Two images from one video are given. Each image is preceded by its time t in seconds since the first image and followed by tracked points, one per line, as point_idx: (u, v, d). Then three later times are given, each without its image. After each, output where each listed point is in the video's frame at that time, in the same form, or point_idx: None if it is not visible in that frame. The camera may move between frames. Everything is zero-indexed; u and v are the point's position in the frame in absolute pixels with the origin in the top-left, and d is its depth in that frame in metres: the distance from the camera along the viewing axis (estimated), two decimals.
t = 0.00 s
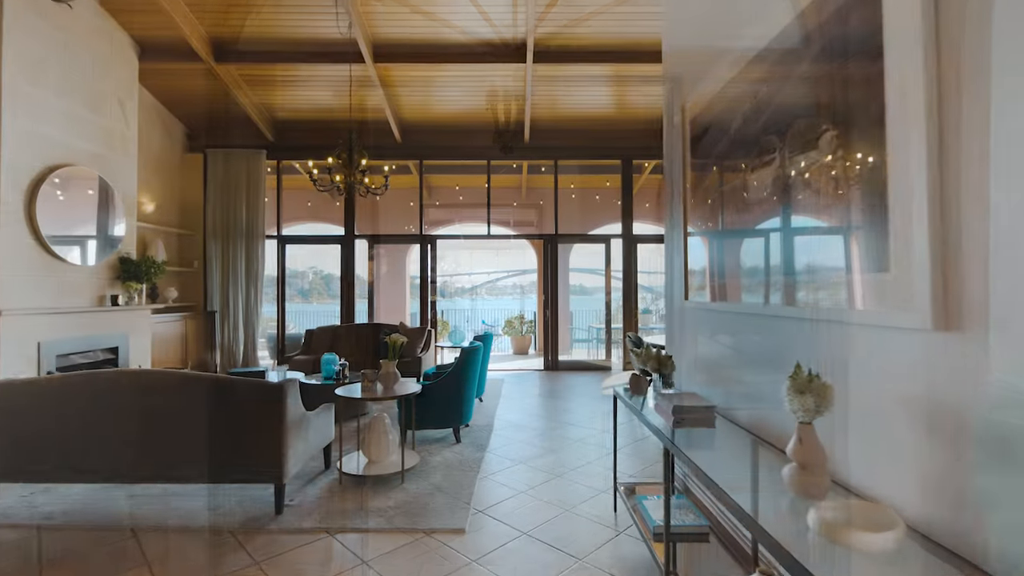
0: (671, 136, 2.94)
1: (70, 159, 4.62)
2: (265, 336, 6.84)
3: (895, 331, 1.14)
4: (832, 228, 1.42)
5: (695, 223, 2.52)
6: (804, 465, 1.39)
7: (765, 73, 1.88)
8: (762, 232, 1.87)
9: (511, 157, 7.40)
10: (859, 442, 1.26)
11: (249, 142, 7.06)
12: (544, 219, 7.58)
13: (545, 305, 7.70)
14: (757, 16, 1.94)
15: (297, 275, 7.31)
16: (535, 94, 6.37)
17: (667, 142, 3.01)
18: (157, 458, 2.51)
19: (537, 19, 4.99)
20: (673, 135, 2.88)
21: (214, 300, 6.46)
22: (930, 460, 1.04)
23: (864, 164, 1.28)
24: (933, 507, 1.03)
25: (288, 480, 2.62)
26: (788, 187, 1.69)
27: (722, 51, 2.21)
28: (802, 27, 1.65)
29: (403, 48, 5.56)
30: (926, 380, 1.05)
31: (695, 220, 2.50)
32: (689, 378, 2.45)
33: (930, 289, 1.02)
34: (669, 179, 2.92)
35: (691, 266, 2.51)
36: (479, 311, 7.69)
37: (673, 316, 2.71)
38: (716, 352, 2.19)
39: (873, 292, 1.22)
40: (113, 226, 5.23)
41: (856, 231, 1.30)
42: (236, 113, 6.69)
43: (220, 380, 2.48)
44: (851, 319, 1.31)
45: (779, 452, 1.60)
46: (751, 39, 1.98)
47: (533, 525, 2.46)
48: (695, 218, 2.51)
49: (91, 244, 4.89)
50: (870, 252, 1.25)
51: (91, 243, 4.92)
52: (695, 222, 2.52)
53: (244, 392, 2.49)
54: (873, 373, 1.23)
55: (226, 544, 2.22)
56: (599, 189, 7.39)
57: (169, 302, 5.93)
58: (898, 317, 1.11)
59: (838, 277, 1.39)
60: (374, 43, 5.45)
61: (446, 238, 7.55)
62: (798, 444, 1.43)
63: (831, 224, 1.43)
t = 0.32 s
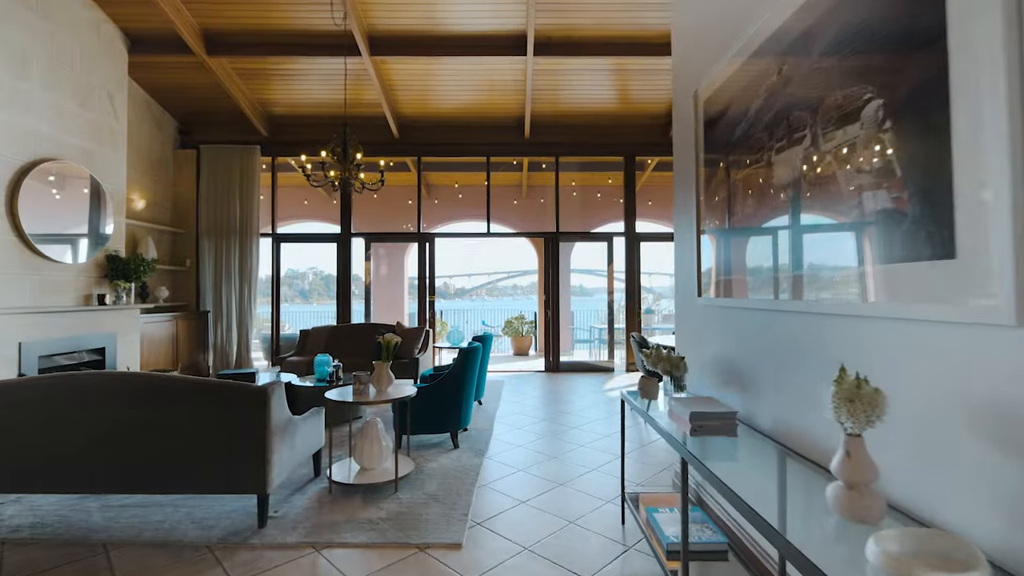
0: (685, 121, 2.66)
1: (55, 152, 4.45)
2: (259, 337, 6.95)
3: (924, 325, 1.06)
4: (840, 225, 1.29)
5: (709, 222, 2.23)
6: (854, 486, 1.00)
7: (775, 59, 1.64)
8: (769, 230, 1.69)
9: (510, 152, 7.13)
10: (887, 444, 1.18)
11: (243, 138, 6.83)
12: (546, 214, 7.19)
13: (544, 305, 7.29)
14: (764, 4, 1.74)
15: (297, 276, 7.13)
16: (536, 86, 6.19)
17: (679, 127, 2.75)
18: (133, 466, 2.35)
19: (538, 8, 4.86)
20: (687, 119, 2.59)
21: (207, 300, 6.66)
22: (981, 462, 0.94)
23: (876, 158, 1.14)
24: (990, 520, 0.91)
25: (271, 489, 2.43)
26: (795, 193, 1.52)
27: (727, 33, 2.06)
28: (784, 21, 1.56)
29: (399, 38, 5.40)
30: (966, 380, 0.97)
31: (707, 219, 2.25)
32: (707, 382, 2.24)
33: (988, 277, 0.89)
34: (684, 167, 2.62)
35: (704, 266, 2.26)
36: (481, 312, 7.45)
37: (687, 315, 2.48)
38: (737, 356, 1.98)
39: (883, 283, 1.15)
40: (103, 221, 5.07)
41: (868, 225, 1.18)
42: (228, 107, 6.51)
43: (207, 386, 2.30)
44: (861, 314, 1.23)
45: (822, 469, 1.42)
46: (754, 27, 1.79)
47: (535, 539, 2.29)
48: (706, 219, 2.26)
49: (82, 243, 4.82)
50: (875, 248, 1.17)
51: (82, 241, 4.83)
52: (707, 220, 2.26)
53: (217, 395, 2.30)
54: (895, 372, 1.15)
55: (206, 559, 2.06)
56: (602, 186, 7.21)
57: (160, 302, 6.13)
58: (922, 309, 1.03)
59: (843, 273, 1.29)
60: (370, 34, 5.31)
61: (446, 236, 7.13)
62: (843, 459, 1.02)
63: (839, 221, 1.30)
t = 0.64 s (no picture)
0: (696, 107, 2.43)
1: (39, 146, 4.28)
2: (253, 339, 6.79)
3: (935, 321, 1.02)
4: (848, 222, 1.26)
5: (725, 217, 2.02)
6: (925, 520, 0.82)
7: (798, 36, 1.48)
8: (776, 229, 1.62)
9: (510, 149, 6.96)
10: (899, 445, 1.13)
11: (236, 135, 6.66)
12: (547, 213, 7.03)
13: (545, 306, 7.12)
14: None
15: (297, 276, 6.94)
16: (536, 80, 6.02)
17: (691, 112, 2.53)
18: (106, 477, 2.18)
19: None
20: (700, 105, 2.38)
21: (199, 300, 6.50)
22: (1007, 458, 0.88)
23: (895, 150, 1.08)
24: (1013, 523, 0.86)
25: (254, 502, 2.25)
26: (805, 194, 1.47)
27: (741, 8, 1.90)
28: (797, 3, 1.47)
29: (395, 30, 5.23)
30: (987, 379, 0.92)
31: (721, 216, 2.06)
32: (724, 389, 2.05)
33: None
34: (696, 156, 2.41)
35: (722, 263, 2.03)
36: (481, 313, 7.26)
37: (699, 316, 2.30)
38: (759, 360, 1.80)
39: (894, 279, 1.11)
40: (94, 221, 4.93)
41: (881, 221, 1.14)
42: (220, 102, 6.34)
43: (186, 391, 2.13)
44: (869, 311, 1.19)
45: (857, 484, 1.26)
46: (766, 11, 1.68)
47: (538, 557, 2.11)
48: (720, 218, 2.07)
49: (75, 244, 4.74)
50: (881, 246, 1.14)
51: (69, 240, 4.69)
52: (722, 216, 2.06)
53: (195, 401, 2.13)
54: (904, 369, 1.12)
55: None
56: (604, 184, 7.05)
57: (150, 302, 5.97)
58: (934, 304, 0.99)
59: (847, 273, 1.27)
60: (365, 26, 5.14)
61: (445, 234, 6.96)
62: (912, 487, 0.85)
63: (844, 218, 1.27)
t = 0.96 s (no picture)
0: (711, 96, 2.25)
1: (22, 141, 4.11)
2: (247, 340, 6.63)
3: (942, 323, 1.00)
4: (857, 222, 1.23)
5: (745, 209, 1.84)
6: None
7: (827, 13, 1.33)
8: (785, 228, 1.57)
9: (510, 146, 6.80)
10: (909, 448, 1.10)
11: (229, 131, 6.50)
12: (547, 212, 6.87)
13: (547, 306, 6.96)
14: None
15: (297, 277, 6.77)
16: (537, 75, 5.87)
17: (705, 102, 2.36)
18: (74, 492, 2.01)
19: None
20: (714, 93, 2.21)
21: (191, 300, 6.34)
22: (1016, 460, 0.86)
23: (912, 146, 1.03)
24: None
25: (233, 520, 2.08)
26: (814, 195, 1.43)
27: None
28: None
29: (392, 22, 5.06)
30: (1009, 383, 0.87)
31: (739, 209, 1.88)
32: (745, 401, 1.87)
33: None
34: (712, 151, 2.22)
35: (744, 263, 1.85)
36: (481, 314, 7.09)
37: (714, 321, 2.14)
38: (786, 369, 1.62)
39: (903, 280, 1.08)
40: (84, 217, 4.82)
41: (893, 221, 1.11)
42: (212, 97, 6.18)
43: (157, 398, 1.96)
44: (877, 312, 1.17)
45: (908, 513, 1.08)
46: None
47: None
48: (737, 216, 1.89)
49: (64, 241, 4.62)
50: (891, 246, 1.12)
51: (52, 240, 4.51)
52: (742, 212, 1.87)
53: (170, 409, 1.96)
54: (910, 370, 1.09)
55: None
56: (606, 182, 6.88)
57: (140, 303, 5.81)
58: (942, 305, 0.97)
59: (852, 274, 1.26)
60: (361, 18, 4.97)
61: (443, 233, 6.80)
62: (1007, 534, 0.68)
63: (853, 218, 1.25)
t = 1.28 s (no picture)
0: (726, 82, 2.07)
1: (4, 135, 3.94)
2: (240, 342, 6.46)
3: (952, 325, 0.98)
4: (867, 222, 1.20)
5: (774, 200, 1.64)
6: None
7: None
8: (795, 227, 1.52)
9: (510, 143, 6.64)
10: (918, 451, 1.08)
11: (221, 128, 6.34)
12: (548, 211, 6.71)
13: (548, 308, 6.79)
14: None
15: (297, 278, 6.60)
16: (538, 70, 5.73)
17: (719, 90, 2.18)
18: (36, 512, 1.84)
19: None
20: (730, 79, 2.04)
21: (183, 301, 6.17)
22: (1021, 460, 0.85)
23: (932, 141, 0.99)
24: None
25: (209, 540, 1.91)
26: (823, 196, 1.39)
27: None
28: None
29: (389, 14, 4.89)
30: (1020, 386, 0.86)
31: (763, 201, 1.70)
32: (770, 413, 1.69)
33: None
34: (729, 145, 2.05)
35: (769, 261, 1.67)
36: (480, 314, 6.93)
37: (731, 325, 1.98)
38: (811, 377, 1.48)
39: (915, 280, 1.06)
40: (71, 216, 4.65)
41: (906, 220, 1.08)
42: (204, 93, 6.02)
43: (128, 410, 1.79)
44: (887, 313, 1.14)
45: (969, 545, 0.92)
46: None
47: None
48: (761, 217, 1.72)
49: (54, 240, 4.50)
50: (901, 247, 1.09)
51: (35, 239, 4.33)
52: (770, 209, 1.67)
53: (140, 418, 1.79)
54: (918, 371, 1.07)
55: None
56: (608, 181, 6.72)
57: (130, 304, 5.65)
58: (953, 307, 0.95)
59: (858, 274, 1.24)
60: (356, 8, 4.80)
61: (442, 233, 6.64)
62: None
63: (861, 217, 1.23)
